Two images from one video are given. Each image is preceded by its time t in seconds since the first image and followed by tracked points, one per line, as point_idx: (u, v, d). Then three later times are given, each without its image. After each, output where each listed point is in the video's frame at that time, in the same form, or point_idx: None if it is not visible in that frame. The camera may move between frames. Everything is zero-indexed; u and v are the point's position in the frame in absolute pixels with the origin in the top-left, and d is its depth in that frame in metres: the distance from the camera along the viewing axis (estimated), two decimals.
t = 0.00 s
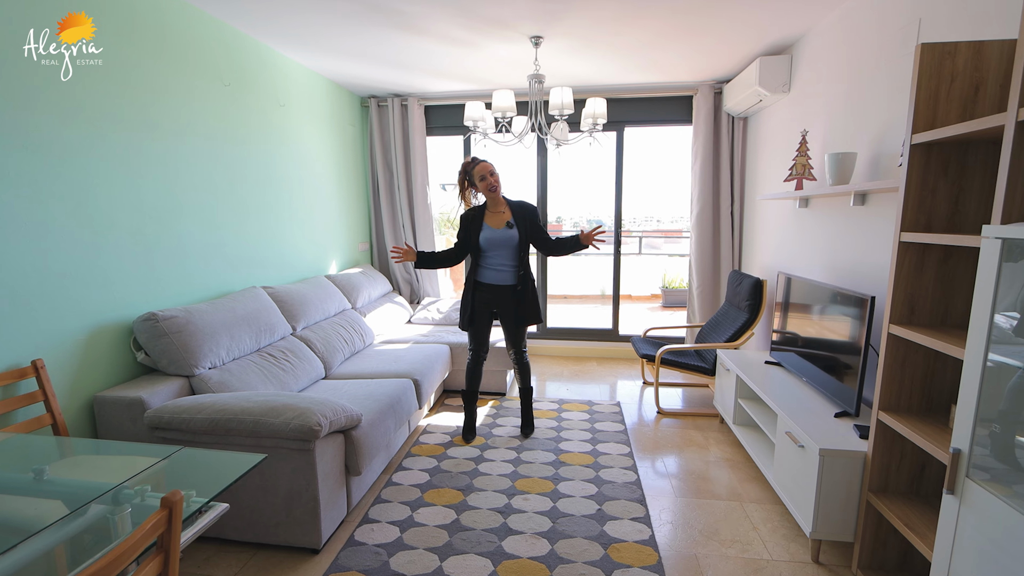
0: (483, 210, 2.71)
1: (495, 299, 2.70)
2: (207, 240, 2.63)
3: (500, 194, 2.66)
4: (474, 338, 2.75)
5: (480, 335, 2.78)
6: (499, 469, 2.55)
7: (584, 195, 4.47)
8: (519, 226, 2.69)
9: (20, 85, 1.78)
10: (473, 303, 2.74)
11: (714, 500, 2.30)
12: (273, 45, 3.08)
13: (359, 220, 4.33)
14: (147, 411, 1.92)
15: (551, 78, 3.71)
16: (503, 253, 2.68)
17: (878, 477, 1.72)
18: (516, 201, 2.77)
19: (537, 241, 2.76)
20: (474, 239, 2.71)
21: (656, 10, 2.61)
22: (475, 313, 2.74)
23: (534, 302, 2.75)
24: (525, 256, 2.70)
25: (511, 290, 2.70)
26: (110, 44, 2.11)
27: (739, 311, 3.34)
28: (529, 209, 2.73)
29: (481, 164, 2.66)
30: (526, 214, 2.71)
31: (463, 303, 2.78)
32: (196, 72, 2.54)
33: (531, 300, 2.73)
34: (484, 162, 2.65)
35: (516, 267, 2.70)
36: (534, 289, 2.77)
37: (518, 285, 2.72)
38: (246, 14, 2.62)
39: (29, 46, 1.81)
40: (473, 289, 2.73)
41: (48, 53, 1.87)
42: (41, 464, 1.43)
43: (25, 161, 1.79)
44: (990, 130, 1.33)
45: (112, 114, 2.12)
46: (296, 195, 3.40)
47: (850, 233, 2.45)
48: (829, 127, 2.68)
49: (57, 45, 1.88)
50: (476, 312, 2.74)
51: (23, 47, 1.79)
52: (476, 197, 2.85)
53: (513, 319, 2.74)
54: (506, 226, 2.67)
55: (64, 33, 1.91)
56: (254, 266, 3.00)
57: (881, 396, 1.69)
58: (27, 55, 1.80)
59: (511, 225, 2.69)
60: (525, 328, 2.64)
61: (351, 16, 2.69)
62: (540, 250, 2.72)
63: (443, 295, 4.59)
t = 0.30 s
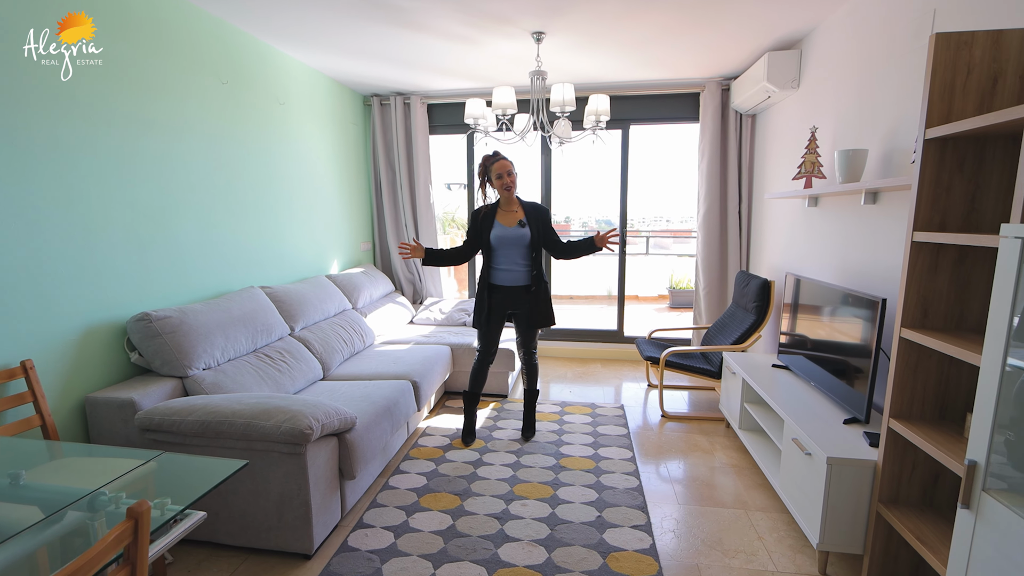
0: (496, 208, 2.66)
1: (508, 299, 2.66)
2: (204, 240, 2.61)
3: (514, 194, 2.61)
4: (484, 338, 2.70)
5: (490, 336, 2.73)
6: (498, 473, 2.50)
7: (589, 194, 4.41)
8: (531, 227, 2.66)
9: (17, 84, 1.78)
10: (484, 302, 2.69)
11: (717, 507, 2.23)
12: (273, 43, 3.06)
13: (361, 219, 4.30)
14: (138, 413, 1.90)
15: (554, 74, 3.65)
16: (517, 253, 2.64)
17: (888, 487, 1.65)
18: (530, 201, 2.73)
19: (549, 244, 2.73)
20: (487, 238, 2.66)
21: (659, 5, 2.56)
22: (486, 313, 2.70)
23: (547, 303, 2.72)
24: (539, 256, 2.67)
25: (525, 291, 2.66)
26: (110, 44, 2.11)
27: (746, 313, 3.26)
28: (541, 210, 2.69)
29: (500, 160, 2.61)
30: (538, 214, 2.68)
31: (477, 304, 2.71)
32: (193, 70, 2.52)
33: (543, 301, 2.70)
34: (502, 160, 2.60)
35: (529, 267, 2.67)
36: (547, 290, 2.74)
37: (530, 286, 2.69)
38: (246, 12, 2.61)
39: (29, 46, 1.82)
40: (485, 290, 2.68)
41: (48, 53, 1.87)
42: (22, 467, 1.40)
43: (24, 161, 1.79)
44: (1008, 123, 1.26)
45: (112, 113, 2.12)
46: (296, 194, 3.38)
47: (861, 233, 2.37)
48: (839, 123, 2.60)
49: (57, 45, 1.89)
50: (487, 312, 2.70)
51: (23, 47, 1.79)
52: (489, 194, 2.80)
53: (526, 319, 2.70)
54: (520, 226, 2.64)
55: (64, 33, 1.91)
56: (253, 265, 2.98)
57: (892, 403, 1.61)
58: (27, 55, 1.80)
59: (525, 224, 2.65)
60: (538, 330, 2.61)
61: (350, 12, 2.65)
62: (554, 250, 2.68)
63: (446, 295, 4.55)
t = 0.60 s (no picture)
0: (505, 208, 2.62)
1: (518, 300, 2.62)
2: (202, 239, 2.60)
3: (526, 194, 2.57)
4: (491, 340, 2.65)
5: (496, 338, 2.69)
6: (497, 477, 2.45)
7: (593, 194, 4.36)
8: (540, 228, 2.62)
9: (14, 83, 1.77)
10: (491, 304, 2.64)
11: (721, 514, 2.18)
12: (273, 41, 3.04)
13: (364, 219, 4.28)
14: (131, 414, 1.88)
15: (557, 71, 3.60)
16: (527, 254, 2.61)
17: (898, 496, 1.59)
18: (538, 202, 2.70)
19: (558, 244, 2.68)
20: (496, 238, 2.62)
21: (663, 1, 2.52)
22: (493, 315, 2.64)
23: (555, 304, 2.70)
24: (548, 258, 2.64)
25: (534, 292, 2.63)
26: (110, 44, 2.11)
27: (753, 315, 3.19)
28: (549, 210, 2.66)
29: (519, 159, 2.58)
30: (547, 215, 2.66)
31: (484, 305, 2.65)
32: (192, 68, 2.51)
33: (552, 302, 2.67)
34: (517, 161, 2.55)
35: (539, 268, 2.64)
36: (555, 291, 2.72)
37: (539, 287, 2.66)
38: (246, 11, 2.60)
39: (28, 46, 1.82)
40: (493, 291, 2.63)
41: (48, 53, 1.87)
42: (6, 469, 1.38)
43: (23, 160, 1.79)
44: None
45: (111, 113, 2.12)
46: (297, 193, 3.36)
47: (871, 233, 2.30)
48: (849, 119, 2.53)
49: (57, 45, 1.89)
50: (495, 313, 2.65)
51: (23, 48, 1.80)
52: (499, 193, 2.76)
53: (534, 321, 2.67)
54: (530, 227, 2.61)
55: (64, 33, 1.92)
56: (253, 265, 2.97)
57: (903, 408, 1.55)
58: (27, 55, 1.81)
59: (534, 226, 2.62)
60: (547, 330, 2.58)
61: (349, 9, 2.63)
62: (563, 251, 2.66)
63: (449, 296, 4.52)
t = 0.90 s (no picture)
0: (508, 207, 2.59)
1: (519, 300, 2.58)
2: (202, 239, 2.59)
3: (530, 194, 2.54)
4: (491, 341, 2.60)
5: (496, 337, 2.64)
6: (496, 480, 2.42)
7: (598, 193, 4.31)
8: (542, 227, 2.60)
9: (14, 83, 1.77)
10: (493, 303, 2.59)
11: (724, 520, 2.12)
12: (274, 40, 3.03)
13: (367, 218, 4.27)
14: (125, 414, 1.87)
15: (561, 69, 3.56)
16: (530, 253, 2.58)
17: (906, 505, 1.53)
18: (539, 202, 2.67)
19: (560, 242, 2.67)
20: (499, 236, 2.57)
21: None
22: (494, 315, 2.60)
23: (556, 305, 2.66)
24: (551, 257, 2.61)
25: (536, 292, 2.59)
26: (110, 44, 2.11)
27: (758, 316, 3.13)
28: (550, 209, 2.65)
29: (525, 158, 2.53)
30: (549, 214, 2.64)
31: (484, 304, 2.61)
32: (193, 68, 2.50)
33: (553, 302, 2.64)
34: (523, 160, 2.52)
35: (542, 268, 2.61)
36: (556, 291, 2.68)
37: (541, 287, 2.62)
38: (246, 9, 2.59)
39: (28, 46, 1.82)
40: (495, 290, 2.58)
41: (48, 53, 1.87)
42: None
43: (22, 161, 1.79)
44: None
45: (111, 113, 2.12)
46: (299, 193, 3.35)
47: (879, 232, 2.24)
48: (857, 116, 2.47)
49: (57, 45, 1.89)
50: (496, 313, 2.60)
51: (23, 48, 1.80)
52: (502, 191, 2.72)
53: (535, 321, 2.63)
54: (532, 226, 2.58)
55: (64, 33, 1.91)
56: (253, 264, 2.96)
57: (911, 415, 1.49)
58: (26, 55, 1.81)
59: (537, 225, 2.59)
60: (550, 331, 2.54)
61: (350, 8, 2.61)
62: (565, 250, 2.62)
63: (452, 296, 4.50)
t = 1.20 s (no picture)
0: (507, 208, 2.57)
1: (519, 301, 2.55)
2: (203, 239, 2.60)
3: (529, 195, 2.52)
4: (490, 342, 2.58)
5: (496, 339, 2.61)
6: (493, 483, 2.40)
7: (601, 193, 4.27)
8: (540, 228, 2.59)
9: (15, 84, 1.78)
10: (492, 304, 2.56)
11: (725, 527, 2.08)
12: (275, 41, 3.04)
13: (370, 219, 4.27)
14: (121, 414, 1.87)
15: (563, 68, 3.52)
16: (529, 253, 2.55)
17: (910, 515, 1.49)
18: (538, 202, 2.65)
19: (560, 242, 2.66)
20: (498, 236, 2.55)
21: None
22: (494, 317, 2.57)
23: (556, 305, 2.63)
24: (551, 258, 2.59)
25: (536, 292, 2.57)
26: (110, 44, 2.12)
27: (763, 319, 3.07)
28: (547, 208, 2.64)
29: (523, 158, 2.50)
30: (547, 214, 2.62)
31: (483, 305, 2.58)
32: (193, 68, 2.51)
33: (553, 303, 2.61)
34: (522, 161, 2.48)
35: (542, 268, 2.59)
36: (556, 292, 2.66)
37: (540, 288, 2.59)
38: (246, 9, 2.59)
39: (28, 46, 1.83)
40: (494, 290, 2.55)
41: (48, 53, 1.88)
42: None
43: (21, 160, 1.80)
44: None
45: (111, 113, 2.12)
46: (301, 193, 3.35)
47: (886, 233, 2.19)
48: (864, 114, 2.41)
49: (57, 45, 1.90)
50: (495, 314, 2.57)
51: (23, 48, 1.81)
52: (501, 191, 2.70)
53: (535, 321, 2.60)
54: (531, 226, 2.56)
55: (64, 33, 1.92)
56: (254, 265, 2.96)
57: (915, 423, 1.44)
58: (26, 55, 1.82)
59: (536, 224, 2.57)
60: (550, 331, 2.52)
61: (350, 7, 2.60)
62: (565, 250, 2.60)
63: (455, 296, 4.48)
